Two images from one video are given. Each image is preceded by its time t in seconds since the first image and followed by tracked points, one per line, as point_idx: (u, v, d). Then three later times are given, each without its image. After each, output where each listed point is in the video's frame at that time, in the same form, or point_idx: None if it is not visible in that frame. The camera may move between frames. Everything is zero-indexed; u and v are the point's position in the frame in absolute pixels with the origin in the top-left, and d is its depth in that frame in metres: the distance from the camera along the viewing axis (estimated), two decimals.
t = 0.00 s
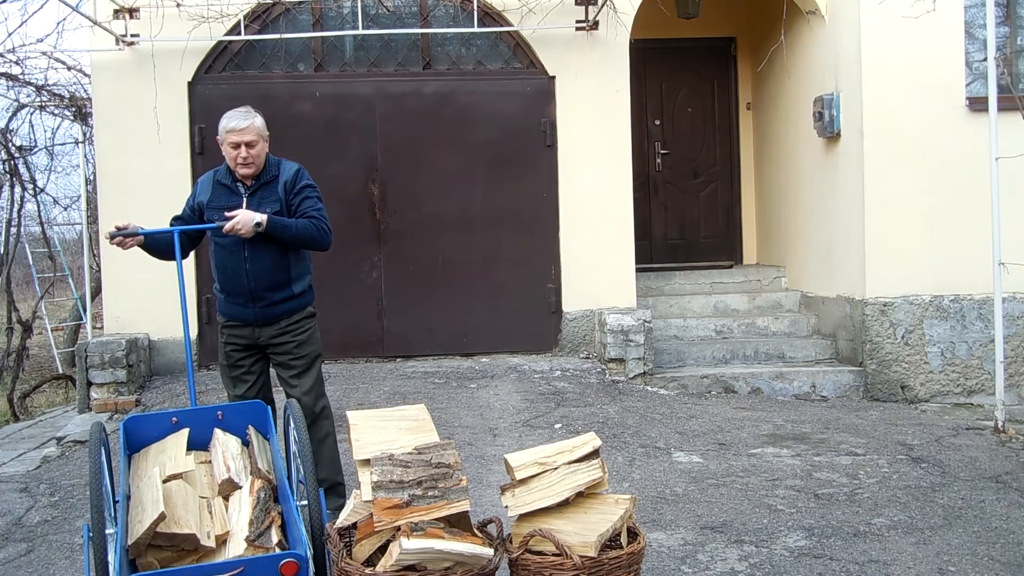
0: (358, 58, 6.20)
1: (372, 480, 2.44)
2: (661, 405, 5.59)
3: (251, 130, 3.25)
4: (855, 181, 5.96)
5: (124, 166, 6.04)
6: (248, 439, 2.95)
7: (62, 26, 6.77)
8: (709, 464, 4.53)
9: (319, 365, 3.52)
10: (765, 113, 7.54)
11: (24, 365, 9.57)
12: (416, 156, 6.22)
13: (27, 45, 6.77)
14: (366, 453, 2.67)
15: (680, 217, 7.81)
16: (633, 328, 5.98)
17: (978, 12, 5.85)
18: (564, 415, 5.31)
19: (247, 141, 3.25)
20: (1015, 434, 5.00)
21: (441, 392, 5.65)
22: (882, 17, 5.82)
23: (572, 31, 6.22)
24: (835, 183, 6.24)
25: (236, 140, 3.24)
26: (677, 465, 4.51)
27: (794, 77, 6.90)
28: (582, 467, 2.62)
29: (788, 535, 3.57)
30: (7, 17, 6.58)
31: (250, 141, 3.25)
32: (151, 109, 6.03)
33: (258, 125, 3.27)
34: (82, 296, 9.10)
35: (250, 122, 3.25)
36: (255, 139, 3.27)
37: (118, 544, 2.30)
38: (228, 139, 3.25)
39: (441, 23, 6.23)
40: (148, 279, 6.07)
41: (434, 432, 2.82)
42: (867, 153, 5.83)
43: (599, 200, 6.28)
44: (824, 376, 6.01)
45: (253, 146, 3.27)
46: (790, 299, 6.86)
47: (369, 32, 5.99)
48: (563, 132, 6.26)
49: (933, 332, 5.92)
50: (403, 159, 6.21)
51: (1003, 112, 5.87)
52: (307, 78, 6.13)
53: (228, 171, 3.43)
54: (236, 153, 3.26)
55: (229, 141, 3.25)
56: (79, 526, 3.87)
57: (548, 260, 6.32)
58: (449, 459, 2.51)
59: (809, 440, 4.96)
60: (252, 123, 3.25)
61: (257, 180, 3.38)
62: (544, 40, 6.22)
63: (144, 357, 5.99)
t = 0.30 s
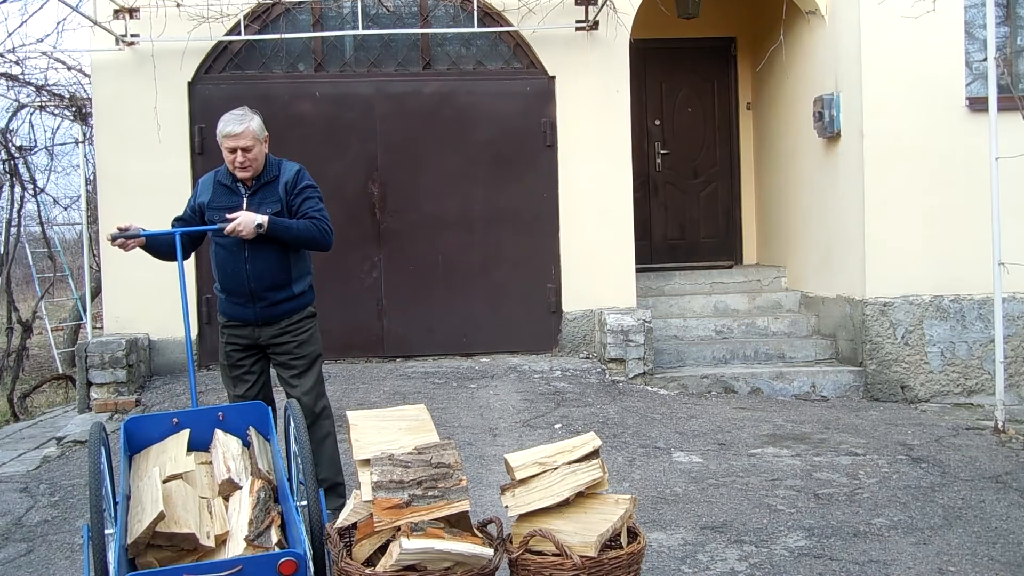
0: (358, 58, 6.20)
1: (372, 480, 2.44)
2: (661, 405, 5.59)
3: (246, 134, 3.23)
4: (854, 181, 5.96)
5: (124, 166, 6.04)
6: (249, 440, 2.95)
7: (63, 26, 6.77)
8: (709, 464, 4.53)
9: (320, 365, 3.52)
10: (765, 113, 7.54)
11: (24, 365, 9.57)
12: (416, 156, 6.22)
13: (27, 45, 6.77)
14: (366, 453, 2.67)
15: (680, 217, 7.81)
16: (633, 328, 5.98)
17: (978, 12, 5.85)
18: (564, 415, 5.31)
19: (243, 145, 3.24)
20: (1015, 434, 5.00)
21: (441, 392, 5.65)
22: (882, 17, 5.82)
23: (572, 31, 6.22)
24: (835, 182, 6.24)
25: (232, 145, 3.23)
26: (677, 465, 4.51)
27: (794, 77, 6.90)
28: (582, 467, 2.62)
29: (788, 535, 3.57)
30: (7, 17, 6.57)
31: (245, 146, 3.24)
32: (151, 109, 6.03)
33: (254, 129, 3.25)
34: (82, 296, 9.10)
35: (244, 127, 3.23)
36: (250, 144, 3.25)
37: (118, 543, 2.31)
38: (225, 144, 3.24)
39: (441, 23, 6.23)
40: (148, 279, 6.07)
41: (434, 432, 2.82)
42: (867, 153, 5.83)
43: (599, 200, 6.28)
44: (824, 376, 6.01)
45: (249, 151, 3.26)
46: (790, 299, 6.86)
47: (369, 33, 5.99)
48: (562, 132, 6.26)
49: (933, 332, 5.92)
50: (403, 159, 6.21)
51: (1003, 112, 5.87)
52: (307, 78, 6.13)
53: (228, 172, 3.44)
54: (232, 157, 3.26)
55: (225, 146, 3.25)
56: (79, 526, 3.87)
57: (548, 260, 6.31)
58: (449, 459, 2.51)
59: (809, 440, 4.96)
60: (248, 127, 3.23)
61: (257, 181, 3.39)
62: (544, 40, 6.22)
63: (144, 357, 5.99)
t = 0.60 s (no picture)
0: (358, 58, 6.20)
1: (372, 480, 2.44)
2: (661, 405, 5.59)
3: (247, 136, 3.23)
4: (854, 181, 5.96)
5: (124, 166, 6.04)
6: (251, 443, 2.94)
7: (62, 26, 6.77)
8: (709, 464, 4.53)
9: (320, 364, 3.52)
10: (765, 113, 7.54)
11: (24, 365, 9.57)
12: (417, 156, 6.22)
13: (27, 45, 6.76)
14: (366, 453, 2.67)
15: (680, 217, 7.81)
16: (633, 328, 5.98)
17: (978, 12, 5.85)
18: (564, 415, 5.31)
19: (244, 147, 3.23)
20: (1015, 434, 5.00)
21: (441, 392, 5.65)
22: (882, 17, 5.82)
23: (572, 31, 6.22)
24: (835, 182, 6.24)
25: (234, 147, 3.23)
26: (677, 465, 4.51)
27: (794, 77, 6.90)
28: (582, 467, 2.62)
29: (788, 535, 3.57)
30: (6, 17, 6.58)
31: (246, 147, 3.24)
32: (151, 109, 6.03)
33: (254, 130, 3.24)
34: (82, 296, 9.09)
35: (245, 128, 3.22)
36: (252, 145, 3.25)
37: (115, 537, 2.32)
38: (226, 146, 3.24)
39: (441, 23, 6.23)
40: (148, 278, 6.07)
41: (434, 432, 2.82)
42: (867, 153, 5.83)
43: (599, 200, 6.28)
44: (824, 376, 6.01)
45: (251, 152, 3.26)
46: (790, 299, 6.86)
47: (369, 33, 5.99)
48: (562, 132, 6.26)
49: (933, 332, 5.92)
50: (403, 159, 6.21)
51: (1003, 112, 5.87)
52: (307, 78, 6.13)
53: (229, 172, 3.43)
54: (234, 159, 3.25)
55: (227, 148, 3.24)
56: (79, 526, 3.87)
57: (548, 260, 6.32)
58: (449, 459, 2.51)
59: (809, 440, 4.96)
60: (248, 128, 3.22)
61: (259, 181, 3.38)
62: (544, 40, 6.22)
63: (144, 357, 5.99)
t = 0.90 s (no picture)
0: (358, 58, 6.20)
1: (372, 480, 2.44)
2: (661, 405, 5.59)
3: (259, 133, 3.24)
4: (854, 180, 5.96)
5: (124, 166, 6.04)
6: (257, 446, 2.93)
7: (63, 26, 6.78)
8: (709, 464, 4.53)
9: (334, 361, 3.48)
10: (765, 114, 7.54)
11: (24, 365, 9.57)
12: (417, 156, 6.22)
13: (27, 45, 6.76)
14: (366, 453, 2.67)
15: (680, 217, 7.81)
16: (633, 328, 5.98)
17: (978, 12, 5.85)
18: (564, 415, 5.31)
19: (257, 144, 3.24)
20: (1015, 434, 5.00)
21: (441, 392, 5.65)
22: (882, 17, 5.82)
23: (572, 31, 6.22)
24: (835, 182, 6.24)
25: (246, 145, 3.23)
26: (677, 465, 4.51)
27: (794, 77, 6.90)
28: (582, 467, 2.62)
29: (788, 535, 3.57)
30: (7, 17, 6.58)
31: (259, 145, 3.25)
32: (151, 109, 6.03)
33: (265, 127, 3.25)
34: (82, 296, 9.09)
35: (256, 126, 3.22)
36: (264, 142, 3.26)
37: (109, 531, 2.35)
38: (238, 145, 3.24)
39: (440, 23, 6.23)
40: (148, 278, 6.07)
41: (434, 432, 2.82)
42: (867, 153, 5.83)
43: (599, 200, 6.28)
44: (824, 376, 6.01)
45: (263, 150, 3.26)
46: (790, 299, 6.86)
47: (369, 33, 5.99)
48: (562, 132, 6.26)
49: (933, 332, 5.92)
50: (403, 159, 6.21)
51: (1003, 113, 5.87)
52: (307, 77, 6.13)
53: (240, 173, 3.43)
54: (246, 157, 3.26)
55: (239, 146, 3.24)
56: (79, 526, 3.86)
57: (548, 260, 6.32)
58: (449, 459, 2.51)
59: (809, 440, 4.96)
60: (260, 126, 3.23)
61: (269, 181, 3.39)
62: (544, 40, 6.23)
63: (144, 357, 5.99)
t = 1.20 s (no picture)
0: (358, 58, 6.20)
1: (372, 480, 2.44)
2: (661, 405, 5.59)
3: (289, 136, 3.33)
4: (854, 180, 5.96)
5: (124, 165, 6.04)
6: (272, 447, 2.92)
7: (62, 26, 6.77)
8: (709, 464, 4.53)
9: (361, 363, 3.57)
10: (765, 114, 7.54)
11: (24, 365, 9.57)
12: (418, 157, 6.22)
13: (27, 45, 6.76)
14: (366, 453, 2.67)
15: (680, 217, 7.81)
16: (633, 328, 5.98)
17: (978, 12, 5.85)
18: (564, 415, 5.31)
19: (287, 146, 3.33)
20: (1015, 434, 5.00)
21: (441, 392, 5.66)
22: (882, 17, 5.82)
23: (572, 31, 6.22)
24: (835, 182, 6.24)
25: (277, 146, 3.33)
26: (677, 465, 4.51)
27: (794, 77, 6.90)
28: (582, 467, 2.62)
29: (788, 535, 3.57)
30: (7, 17, 6.58)
31: (289, 147, 3.34)
32: (151, 109, 6.03)
33: (296, 131, 3.35)
34: (82, 296, 9.09)
35: (287, 129, 3.33)
36: (294, 145, 3.35)
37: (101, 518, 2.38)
38: (270, 147, 3.34)
39: (440, 23, 6.23)
40: (148, 278, 6.07)
41: (434, 432, 2.82)
42: (867, 153, 5.83)
43: (599, 200, 6.28)
44: (824, 376, 6.01)
45: (293, 152, 3.35)
46: (790, 299, 6.86)
47: (369, 33, 5.99)
48: (562, 132, 6.26)
49: (934, 332, 5.92)
50: (403, 160, 6.21)
51: (1003, 113, 5.87)
52: (307, 77, 6.13)
53: (272, 175, 3.53)
54: (276, 159, 3.35)
55: (270, 148, 3.35)
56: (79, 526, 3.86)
57: (549, 260, 6.32)
58: (449, 459, 2.51)
59: (809, 440, 4.96)
60: (290, 129, 3.33)
61: (300, 184, 3.48)
62: (544, 40, 6.22)
63: (144, 357, 5.99)
